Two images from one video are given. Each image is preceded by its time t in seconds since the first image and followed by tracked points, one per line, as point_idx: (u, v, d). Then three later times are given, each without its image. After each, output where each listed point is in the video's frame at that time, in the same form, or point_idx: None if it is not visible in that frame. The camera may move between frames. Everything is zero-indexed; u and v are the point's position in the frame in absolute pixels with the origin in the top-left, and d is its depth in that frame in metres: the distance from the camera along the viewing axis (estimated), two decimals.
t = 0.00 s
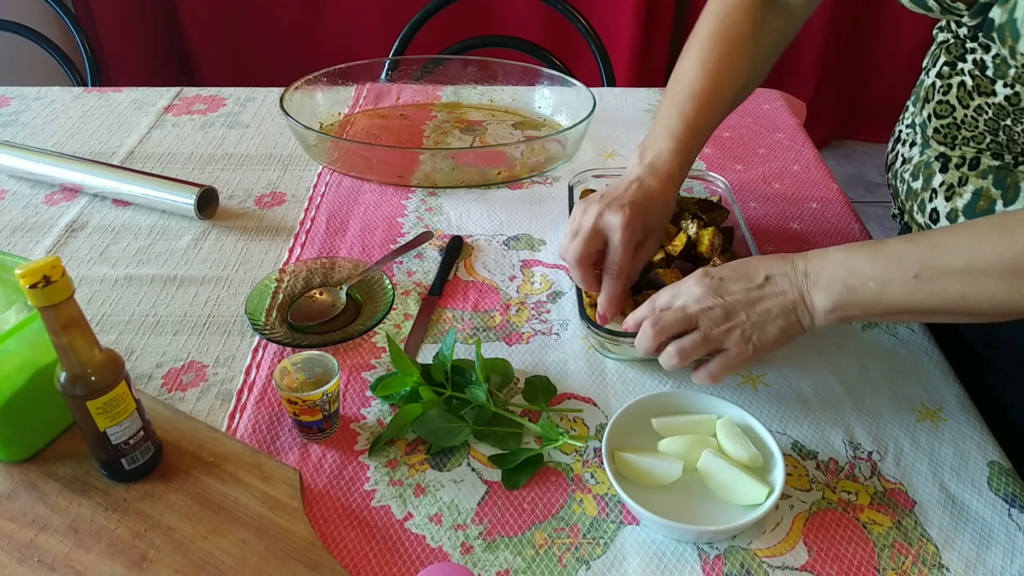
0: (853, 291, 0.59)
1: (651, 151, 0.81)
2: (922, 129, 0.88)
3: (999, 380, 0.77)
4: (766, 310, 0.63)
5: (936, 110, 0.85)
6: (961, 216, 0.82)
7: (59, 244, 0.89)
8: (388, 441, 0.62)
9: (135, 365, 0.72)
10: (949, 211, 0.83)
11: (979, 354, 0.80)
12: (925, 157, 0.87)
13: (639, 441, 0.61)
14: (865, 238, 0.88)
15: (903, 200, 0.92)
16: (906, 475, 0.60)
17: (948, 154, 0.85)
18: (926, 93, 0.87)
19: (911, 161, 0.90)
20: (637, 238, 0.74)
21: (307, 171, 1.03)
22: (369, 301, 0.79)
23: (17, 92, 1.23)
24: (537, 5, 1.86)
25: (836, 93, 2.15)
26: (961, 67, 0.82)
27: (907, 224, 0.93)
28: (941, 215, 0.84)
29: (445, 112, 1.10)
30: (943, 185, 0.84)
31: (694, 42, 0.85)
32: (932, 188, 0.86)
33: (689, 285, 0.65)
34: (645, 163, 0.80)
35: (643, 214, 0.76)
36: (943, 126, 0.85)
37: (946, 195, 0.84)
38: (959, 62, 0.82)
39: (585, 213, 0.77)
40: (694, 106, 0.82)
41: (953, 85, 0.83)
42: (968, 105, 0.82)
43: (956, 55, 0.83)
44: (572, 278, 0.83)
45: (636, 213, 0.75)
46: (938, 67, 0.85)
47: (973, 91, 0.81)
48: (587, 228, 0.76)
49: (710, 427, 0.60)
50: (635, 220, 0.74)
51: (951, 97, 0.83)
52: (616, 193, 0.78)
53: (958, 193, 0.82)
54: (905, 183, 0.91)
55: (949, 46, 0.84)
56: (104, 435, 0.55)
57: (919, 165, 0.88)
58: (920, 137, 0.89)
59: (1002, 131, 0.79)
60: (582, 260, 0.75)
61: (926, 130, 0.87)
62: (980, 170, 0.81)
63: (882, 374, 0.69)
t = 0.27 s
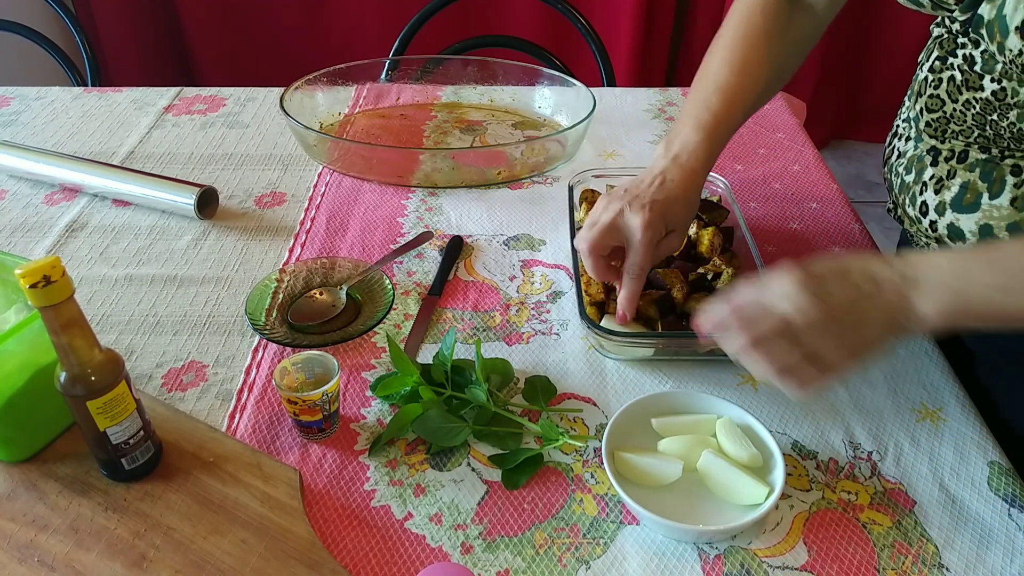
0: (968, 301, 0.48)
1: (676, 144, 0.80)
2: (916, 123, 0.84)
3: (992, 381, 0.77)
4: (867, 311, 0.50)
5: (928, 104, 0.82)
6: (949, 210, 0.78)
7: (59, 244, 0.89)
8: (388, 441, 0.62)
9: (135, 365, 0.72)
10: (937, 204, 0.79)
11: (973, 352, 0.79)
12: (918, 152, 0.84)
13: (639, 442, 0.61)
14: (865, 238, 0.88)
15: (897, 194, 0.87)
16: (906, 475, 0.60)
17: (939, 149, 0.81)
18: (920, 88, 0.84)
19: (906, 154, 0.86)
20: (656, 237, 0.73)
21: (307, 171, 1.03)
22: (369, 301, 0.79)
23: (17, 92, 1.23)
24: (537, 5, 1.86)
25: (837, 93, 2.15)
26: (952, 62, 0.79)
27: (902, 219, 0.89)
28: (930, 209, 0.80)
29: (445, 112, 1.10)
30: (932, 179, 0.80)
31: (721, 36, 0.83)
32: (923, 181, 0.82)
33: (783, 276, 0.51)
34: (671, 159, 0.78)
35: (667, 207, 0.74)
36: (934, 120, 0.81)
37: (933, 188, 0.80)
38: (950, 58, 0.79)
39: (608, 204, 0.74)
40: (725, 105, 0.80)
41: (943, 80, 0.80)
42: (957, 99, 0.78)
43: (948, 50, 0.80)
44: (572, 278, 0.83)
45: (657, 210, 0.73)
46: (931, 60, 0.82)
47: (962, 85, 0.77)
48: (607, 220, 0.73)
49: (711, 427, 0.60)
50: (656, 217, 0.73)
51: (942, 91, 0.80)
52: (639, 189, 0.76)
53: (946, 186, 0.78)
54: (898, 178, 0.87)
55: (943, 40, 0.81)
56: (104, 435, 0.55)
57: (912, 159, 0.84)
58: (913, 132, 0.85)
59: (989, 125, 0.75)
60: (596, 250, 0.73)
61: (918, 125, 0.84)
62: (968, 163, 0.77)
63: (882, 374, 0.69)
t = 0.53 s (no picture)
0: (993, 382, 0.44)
1: (706, 146, 0.66)
2: (926, 131, 0.82)
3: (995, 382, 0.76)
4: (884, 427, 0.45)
5: (940, 112, 0.79)
6: (966, 220, 0.76)
7: (59, 244, 0.89)
8: (388, 441, 0.62)
9: (135, 365, 0.72)
10: (953, 213, 0.78)
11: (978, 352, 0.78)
12: (930, 159, 0.81)
13: (639, 442, 0.61)
14: (865, 238, 0.88)
15: (907, 201, 0.85)
16: (906, 475, 0.60)
17: (953, 157, 0.78)
18: (931, 94, 0.80)
19: (916, 162, 0.83)
20: (691, 249, 0.63)
21: (307, 171, 1.03)
22: (369, 301, 0.79)
23: (18, 92, 1.23)
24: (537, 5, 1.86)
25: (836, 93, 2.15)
26: (966, 69, 0.75)
27: (910, 224, 0.87)
28: (945, 218, 0.79)
29: (445, 112, 1.10)
30: (947, 188, 0.78)
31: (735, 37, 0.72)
32: (936, 190, 0.80)
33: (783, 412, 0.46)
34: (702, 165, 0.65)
35: (705, 229, 0.64)
36: (947, 128, 0.78)
37: (950, 197, 0.78)
38: (965, 64, 0.75)
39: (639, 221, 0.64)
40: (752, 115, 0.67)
41: (958, 87, 0.76)
42: (973, 107, 0.75)
43: (962, 56, 0.76)
44: (572, 278, 0.83)
45: (694, 223, 0.63)
46: (943, 66, 0.78)
47: (979, 93, 0.74)
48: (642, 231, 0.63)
49: (711, 427, 0.60)
50: (690, 230, 0.63)
51: (956, 99, 0.77)
52: (669, 191, 0.65)
53: (962, 195, 0.76)
54: (908, 185, 0.85)
55: (954, 47, 0.77)
56: (104, 435, 0.55)
57: (924, 166, 0.82)
58: (923, 139, 0.82)
59: (1008, 134, 0.72)
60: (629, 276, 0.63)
61: (930, 132, 0.81)
62: (986, 172, 0.75)
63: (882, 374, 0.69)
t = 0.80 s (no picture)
0: (981, 403, 0.47)
1: (774, 218, 0.66)
2: (947, 146, 0.81)
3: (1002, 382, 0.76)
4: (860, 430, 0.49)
5: (964, 128, 0.78)
6: (988, 240, 0.76)
7: (59, 245, 0.89)
8: (388, 441, 0.62)
9: (135, 365, 0.72)
10: (974, 232, 0.77)
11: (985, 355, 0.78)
12: (949, 175, 0.81)
13: (640, 442, 0.61)
14: (865, 238, 0.88)
15: (923, 216, 0.86)
16: (906, 476, 0.60)
17: (975, 175, 0.78)
18: (953, 109, 0.79)
19: (933, 177, 0.83)
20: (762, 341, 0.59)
21: (307, 171, 1.03)
22: (369, 301, 0.79)
23: (17, 92, 1.23)
24: (537, 5, 1.86)
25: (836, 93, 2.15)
26: (995, 86, 0.74)
27: (927, 241, 0.87)
28: (966, 236, 0.78)
29: (445, 112, 1.10)
30: (968, 207, 0.78)
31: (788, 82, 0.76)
32: (956, 208, 0.79)
33: (763, 411, 0.52)
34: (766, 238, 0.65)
35: (793, 301, 0.62)
36: (971, 145, 0.78)
37: (973, 217, 0.77)
38: (992, 81, 0.74)
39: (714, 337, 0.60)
40: (818, 171, 0.69)
41: (984, 104, 0.75)
42: (1000, 125, 0.74)
43: (990, 72, 0.75)
44: (572, 278, 0.83)
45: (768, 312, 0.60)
46: (966, 82, 0.77)
47: (1007, 111, 0.74)
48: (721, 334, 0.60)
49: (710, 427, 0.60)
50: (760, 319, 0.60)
51: (982, 116, 0.76)
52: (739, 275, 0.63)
53: (985, 215, 0.76)
54: (925, 201, 0.84)
55: (981, 61, 0.76)
56: (104, 435, 0.55)
57: (943, 182, 0.81)
58: (943, 154, 0.82)
59: None
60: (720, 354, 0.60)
61: (952, 148, 0.80)
62: (1011, 192, 0.75)
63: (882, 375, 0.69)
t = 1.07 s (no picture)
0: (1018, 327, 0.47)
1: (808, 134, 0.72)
2: (955, 144, 0.81)
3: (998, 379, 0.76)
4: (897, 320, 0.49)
5: (971, 125, 0.78)
6: (982, 240, 0.76)
7: (59, 244, 0.89)
8: (388, 441, 0.62)
9: (135, 365, 0.72)
10: (970, 232, 0.77)
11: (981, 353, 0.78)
12: (955, 174, 0.81)
13: (640, 442, 0.61)
14: (865, 238, 0.88)
15: (929, 215, 0.86)
16: (906, 475, 0.60)
17: (978, 174, 0.78)
18: (963, 106, 0.79)
19: (942, 176, 0.83)
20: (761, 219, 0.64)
21: (307, 171, 1.03)
22: (369, 301, 0.79)
23: (17, 92, 1.23)
24: (537, 5, 1.86)
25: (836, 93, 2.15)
26: (1001, 84, 0.74)
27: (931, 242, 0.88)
28: (962, 236, 0.79)
29: (445, 112, 1.10)
30: (967, 206, 0.78)
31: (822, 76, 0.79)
32: (957, 207, 0.80)
33: (809, 276, 0.50)
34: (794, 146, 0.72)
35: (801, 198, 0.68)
36: (976, 143, 0.78)
37: (969, 216, 0.78)
38: (999, 78, 0.74)
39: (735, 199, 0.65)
40: (847, 102, 0.75)
41: (991, 102, 0.75)
42: (1003, 123, 0.75)
43: (999, 70, 0.74)
44: (572, 278, 0.83)
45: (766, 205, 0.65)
46: (976, 79, 0.77)
47: (1010, 109, 0.74)
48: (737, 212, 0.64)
49: (710, 427, 0.60)
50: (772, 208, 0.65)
51: (988, 113, 0.76)
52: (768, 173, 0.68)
53: (981, 215, 0.77)
54: (932, 199, 0.85)
55: (992, 59, 0.75)
56: (104, 435, 0.55)
57: (948, 181, 0.82)
58: (952, 153, 0.82)
59: None
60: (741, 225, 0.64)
61: (959, 146, 0.80)
62: (1008, 192, 0.75)
63: (882, 375, 0.69)
